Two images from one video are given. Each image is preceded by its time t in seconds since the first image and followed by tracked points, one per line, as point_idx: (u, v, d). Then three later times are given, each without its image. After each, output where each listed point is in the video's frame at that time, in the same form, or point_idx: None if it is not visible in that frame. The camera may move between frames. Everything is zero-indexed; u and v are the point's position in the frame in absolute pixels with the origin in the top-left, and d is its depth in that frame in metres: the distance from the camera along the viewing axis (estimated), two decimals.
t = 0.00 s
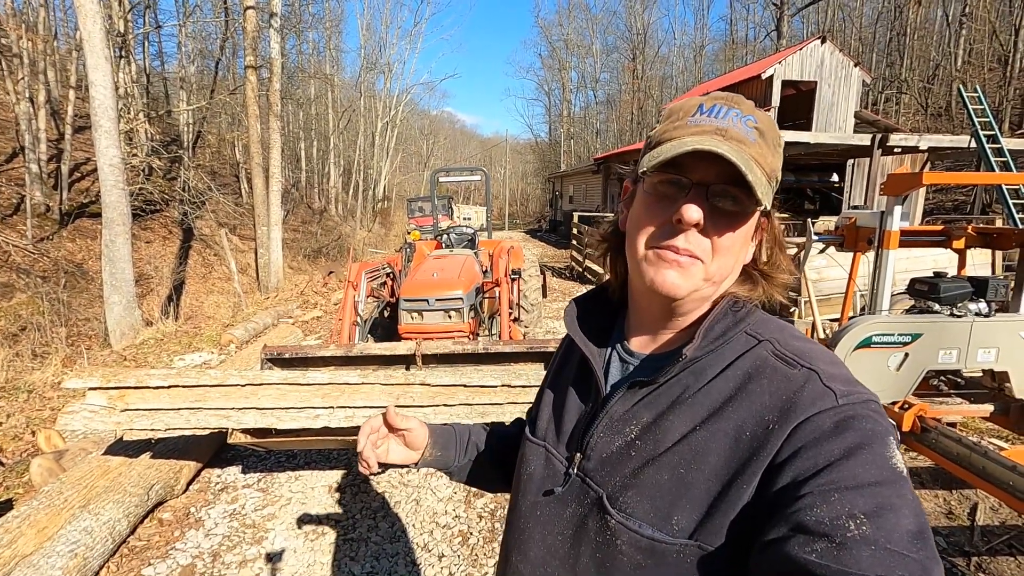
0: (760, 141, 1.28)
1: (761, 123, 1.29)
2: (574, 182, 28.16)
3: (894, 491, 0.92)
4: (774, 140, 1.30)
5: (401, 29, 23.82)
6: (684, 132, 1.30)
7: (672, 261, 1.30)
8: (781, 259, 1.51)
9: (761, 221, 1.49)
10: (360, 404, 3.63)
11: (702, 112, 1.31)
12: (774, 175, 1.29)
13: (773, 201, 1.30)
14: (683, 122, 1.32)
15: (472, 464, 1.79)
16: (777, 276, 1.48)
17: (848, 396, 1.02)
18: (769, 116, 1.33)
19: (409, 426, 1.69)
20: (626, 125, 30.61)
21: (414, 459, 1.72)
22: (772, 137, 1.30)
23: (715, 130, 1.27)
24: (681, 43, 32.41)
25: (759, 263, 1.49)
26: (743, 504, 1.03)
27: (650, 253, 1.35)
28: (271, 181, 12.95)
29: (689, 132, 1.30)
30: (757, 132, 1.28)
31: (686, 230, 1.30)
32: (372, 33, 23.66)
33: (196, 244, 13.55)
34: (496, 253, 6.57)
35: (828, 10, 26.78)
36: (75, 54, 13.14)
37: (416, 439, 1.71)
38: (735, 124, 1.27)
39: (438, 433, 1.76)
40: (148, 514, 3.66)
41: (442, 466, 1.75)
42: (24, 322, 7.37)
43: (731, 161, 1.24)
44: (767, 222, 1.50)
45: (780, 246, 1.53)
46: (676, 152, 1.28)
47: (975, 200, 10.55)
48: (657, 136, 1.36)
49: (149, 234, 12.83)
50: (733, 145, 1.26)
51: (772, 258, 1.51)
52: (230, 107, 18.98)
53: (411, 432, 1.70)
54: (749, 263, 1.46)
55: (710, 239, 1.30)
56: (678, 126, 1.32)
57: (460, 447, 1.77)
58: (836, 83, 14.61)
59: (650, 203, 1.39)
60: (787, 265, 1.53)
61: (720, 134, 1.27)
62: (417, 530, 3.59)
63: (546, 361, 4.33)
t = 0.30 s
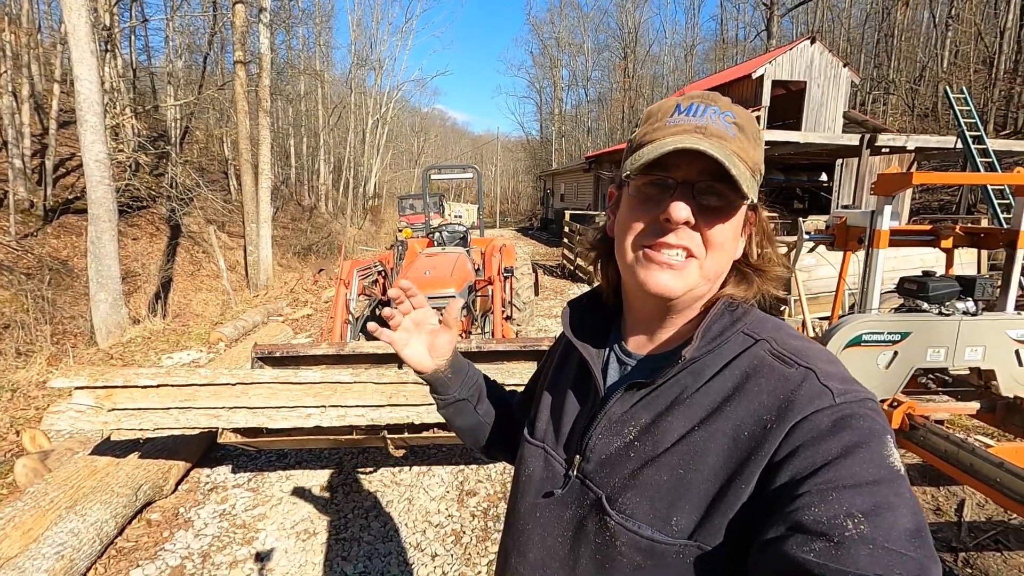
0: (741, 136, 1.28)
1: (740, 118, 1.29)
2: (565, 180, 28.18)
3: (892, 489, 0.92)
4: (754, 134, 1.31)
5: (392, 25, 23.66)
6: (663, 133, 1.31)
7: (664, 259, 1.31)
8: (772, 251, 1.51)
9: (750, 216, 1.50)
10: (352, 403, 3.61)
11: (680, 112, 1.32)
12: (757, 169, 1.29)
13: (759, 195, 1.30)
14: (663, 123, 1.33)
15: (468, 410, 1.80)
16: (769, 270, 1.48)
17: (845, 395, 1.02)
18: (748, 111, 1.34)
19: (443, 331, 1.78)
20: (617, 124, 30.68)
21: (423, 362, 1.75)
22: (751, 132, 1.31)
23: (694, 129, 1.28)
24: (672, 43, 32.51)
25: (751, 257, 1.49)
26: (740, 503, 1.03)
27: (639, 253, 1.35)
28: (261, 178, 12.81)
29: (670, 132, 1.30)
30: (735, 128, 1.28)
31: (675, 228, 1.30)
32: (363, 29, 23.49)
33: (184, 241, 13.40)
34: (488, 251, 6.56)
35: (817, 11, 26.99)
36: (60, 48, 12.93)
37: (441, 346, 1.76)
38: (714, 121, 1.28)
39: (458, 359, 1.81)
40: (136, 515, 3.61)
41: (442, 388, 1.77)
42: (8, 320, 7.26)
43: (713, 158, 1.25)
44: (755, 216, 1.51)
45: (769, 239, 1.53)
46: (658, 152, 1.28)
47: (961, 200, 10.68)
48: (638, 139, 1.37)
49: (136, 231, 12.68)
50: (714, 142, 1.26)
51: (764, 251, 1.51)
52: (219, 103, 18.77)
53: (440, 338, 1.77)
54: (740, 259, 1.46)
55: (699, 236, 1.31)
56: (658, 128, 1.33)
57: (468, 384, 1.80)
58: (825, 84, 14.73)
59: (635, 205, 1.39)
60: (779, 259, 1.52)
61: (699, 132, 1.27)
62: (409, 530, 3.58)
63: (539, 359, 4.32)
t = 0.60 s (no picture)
0: (748, 141, 1.27)
1: (749, 124, 1.29)
2: (561, 184, 28.22)
3: (889, 489, 0.91)
4: (762, 140, 1.30)
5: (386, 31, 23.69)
6: (672, 134, 1.30)
7: (665, 260, 1.31)
8: (772, 258, 1.51)
9: (752, 220, 1.49)
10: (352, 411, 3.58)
11: (690, 115, 1.31)
12: (763, 174, 1.29)
13: (763, 199, 1.30)
14: (672, 124, 1.32)
15: (414, 433, 1.96)
16: (768, 275, 1.47)
17: (842, 396, 1.01)
18: (755, 116, 1.33)
19: (354, 371, 1.99)
20: (612, 127, 30.77)
21: (350, 410, 1.94)
22: (759, 137, 1.30)
23: (702, 132, 1.27)
24: (666, 46, 32.66)
25: (751, 262, 1.49)
26: (739, 504, 1.02)
27: (643, 253, 1.35)
28: (256, 185, 12.76)
29: (678, 134, 1.29)
30: (743, 133, 1.28)
31: (678, 228, 1.30)
32: (357, 35, 23.51)
33: (180, 249, 13.35)
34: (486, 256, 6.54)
35: (809, 13, 27.17)
36: (53, 57, 12.89)
37: (358, 386, 1.97)
38: (723, 126, 1.27)
39: (380, 391, 1.98)
40: (133, 527, 3.58)
41: (381, 423, 1.94)
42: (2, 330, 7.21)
43: (720, 160, 1.24)
44: (758, 221, 1.50)
45: (771, 246, 1.53)
46: (664, 154, 1.27)
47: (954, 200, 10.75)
48: (647, 140, 1.35)
49: (131, 240, 12.62)
50: (722, 145, 1.26)
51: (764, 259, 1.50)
52: (213, 111, 18.75)
53: (355, 377, 1.98)
54: (740, 263, 1.46)
55: (701, 238, 1.31)
56: (667, 129, 1.32)
57: (401, 409, 1.97)
58: (818, 85, 14.81)
59: (641, 204, 1.39)
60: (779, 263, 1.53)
61: (707, 136, 1.26)
62: (410, 537, 3.55)
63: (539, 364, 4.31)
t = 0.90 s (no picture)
0: (753, 144, 1.25)
1: (754, 127, 1.27)
2: (565, 183, 28.18)
3: (886, 488, 0.90)
4: (766, 144, 1.28)
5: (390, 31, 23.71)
6: (677, 134, 1.28)
7: (663, 259, 1.29)
8: (772, 264, 1.48)
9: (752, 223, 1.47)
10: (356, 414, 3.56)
11: (696, 115, 1.28)
12: (766, 178, 1.26)
13: (765, 202, 1.28)
14: (678, 124, 1.30)
15: (429, 455, 1.94)
16: (768, 279, 1.45)
17: (839, 395, 1.00)
18: (760, 120, 1.31)
19: (362, 399, 1.96)
20: (616, 126, 30.72)
21: (362, 439, 1.91)
22: (764, 141, 1.28)
23: (707, 132, 1.25)
24: (669, 44, 32.57)
25: (751, 266, 1.47)
26: (736, 504, 1.00)
27: (642, 250, 1.33)
28: (261, 186, 12.78)
29: (683, 134, 1.27)
30: (748, 136, 1.26)
31: (678, 227, 1.28)
32: (361, 36, 23.54)
33: (185, 250, 13.39)
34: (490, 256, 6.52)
35: (813, 10, 27.04)
36: (59, 60, 12.96)
37: (369, 415, 1.94)
38: (728, 127, 1.25)
39: (391, 417, 1.96)
40: (139, 529, 3.58)
41: (394, 449, 1.92)
42: (10, 331, 7.24)
43: (723, 161, 1.22)
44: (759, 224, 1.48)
45: (772, 251, 1.50)
46: (668, 152, 1.25)
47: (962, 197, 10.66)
48: (651, 139, 1.33)
49: (137, 241, 12.68)
50: (726, 147, 1.24)
51: (764, 263, 1.48)
52: (218, 112, 18.82)
53: (364, 405, 1.95)
54: (739, 266, 1.43)
55: (702, 238, 1.29)
56: (672, 128, 1.30)
57: (413, 433, 1.94)
58: (824, 83, 14.73)
59: (642, 202, 1.37)
60: (780, 268, 1.50)
61: (712, 137, 1.24)
62: (415, 540, 3.53)
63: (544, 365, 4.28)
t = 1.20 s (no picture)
0: (753, 147, 1.24)
1: (754, 130, 1.26)
2: (567, 184, 28.14)
3: (881, 487, 0.91)
4: (766, 147, 1.27)
5: (391, 34, 23.72)
6: (676, 137, 1.27)
7: (662, 261, 1.29)
8: (771, 266, 1.49)
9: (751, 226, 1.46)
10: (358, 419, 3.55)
11: (696, 118, 1.27)
12: (765, 181, 1.25)
13: (764, 205, 1.27)
14: (678, 126, 1.28)
15: (430, 448, 1.90)
16: (764, 283, 1.45)
17: (834, 395, 1.01)
18: (761, 122, 1.30)
19: (368, 388, 1.92)
20: (617, 127, 30.68)
21: (364, 429, 1.88)
22: (764, 144, 1.27)
23: (707, 136, 1.24)
24: (670, 45, 32.53)
25: (749, 270, 1.46)
26: (731, 503, 1.01)
27: (640, 252, 1.33)
28: (263, 189, 12.76)
29: (682, 137, 1.26)
30: (748, 139, 1.25)
31: (677, 231, 1.28)
32: (362, 39, 23.53)
33: (187, 253, 13.41)
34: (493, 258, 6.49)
35: (814, 10, 26.99)
36: (61, 65, 12.98)
37: (373, 405, 1.91)
38: (729, 130, 1.24)
39: (394, 408, 1.91)
40: (141, 536, 3.55)
41: (396, 440, 1.88)
42: (13, 336, 7.24)
43: (724, 166, 1.21)
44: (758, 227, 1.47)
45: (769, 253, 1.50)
46: (668, 155, 1.25)
47: (967, 196, 10.60)
48: (649, 142, 1.33)
49: (139, 245, 12.69)
50: (725, 150, 1.23)
51: (762, 267, 1.48)
52: (220, 116, 18.84)
53: (368, 395, 1.92)
54: (738, 268, 1.42)
55: (701, 242, 1.28)
56: (672, 131, 1.29)
57: (416, 426, 1.90)
58: (826, 82, 14.69)
59: (641, 203, 1.37)
60: (776, 271, 1.50)
61: (712, 140, 1.23)
62: (419, 546, 3.50)
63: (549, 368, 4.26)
